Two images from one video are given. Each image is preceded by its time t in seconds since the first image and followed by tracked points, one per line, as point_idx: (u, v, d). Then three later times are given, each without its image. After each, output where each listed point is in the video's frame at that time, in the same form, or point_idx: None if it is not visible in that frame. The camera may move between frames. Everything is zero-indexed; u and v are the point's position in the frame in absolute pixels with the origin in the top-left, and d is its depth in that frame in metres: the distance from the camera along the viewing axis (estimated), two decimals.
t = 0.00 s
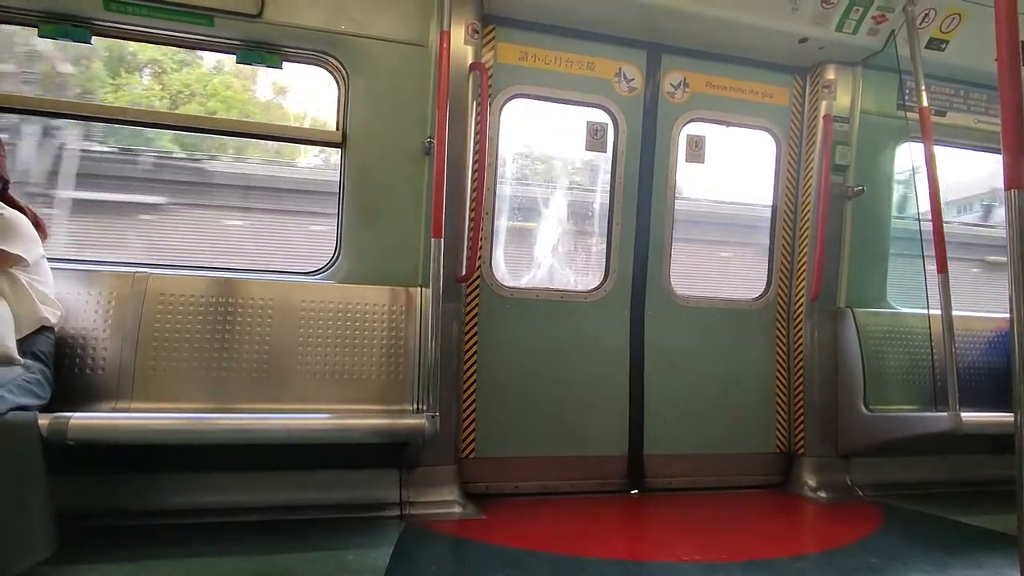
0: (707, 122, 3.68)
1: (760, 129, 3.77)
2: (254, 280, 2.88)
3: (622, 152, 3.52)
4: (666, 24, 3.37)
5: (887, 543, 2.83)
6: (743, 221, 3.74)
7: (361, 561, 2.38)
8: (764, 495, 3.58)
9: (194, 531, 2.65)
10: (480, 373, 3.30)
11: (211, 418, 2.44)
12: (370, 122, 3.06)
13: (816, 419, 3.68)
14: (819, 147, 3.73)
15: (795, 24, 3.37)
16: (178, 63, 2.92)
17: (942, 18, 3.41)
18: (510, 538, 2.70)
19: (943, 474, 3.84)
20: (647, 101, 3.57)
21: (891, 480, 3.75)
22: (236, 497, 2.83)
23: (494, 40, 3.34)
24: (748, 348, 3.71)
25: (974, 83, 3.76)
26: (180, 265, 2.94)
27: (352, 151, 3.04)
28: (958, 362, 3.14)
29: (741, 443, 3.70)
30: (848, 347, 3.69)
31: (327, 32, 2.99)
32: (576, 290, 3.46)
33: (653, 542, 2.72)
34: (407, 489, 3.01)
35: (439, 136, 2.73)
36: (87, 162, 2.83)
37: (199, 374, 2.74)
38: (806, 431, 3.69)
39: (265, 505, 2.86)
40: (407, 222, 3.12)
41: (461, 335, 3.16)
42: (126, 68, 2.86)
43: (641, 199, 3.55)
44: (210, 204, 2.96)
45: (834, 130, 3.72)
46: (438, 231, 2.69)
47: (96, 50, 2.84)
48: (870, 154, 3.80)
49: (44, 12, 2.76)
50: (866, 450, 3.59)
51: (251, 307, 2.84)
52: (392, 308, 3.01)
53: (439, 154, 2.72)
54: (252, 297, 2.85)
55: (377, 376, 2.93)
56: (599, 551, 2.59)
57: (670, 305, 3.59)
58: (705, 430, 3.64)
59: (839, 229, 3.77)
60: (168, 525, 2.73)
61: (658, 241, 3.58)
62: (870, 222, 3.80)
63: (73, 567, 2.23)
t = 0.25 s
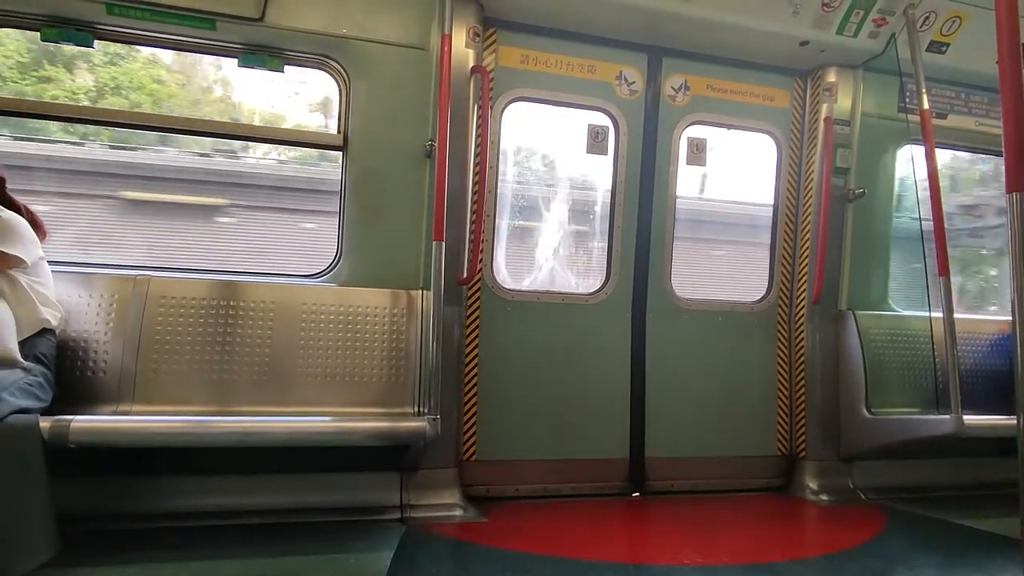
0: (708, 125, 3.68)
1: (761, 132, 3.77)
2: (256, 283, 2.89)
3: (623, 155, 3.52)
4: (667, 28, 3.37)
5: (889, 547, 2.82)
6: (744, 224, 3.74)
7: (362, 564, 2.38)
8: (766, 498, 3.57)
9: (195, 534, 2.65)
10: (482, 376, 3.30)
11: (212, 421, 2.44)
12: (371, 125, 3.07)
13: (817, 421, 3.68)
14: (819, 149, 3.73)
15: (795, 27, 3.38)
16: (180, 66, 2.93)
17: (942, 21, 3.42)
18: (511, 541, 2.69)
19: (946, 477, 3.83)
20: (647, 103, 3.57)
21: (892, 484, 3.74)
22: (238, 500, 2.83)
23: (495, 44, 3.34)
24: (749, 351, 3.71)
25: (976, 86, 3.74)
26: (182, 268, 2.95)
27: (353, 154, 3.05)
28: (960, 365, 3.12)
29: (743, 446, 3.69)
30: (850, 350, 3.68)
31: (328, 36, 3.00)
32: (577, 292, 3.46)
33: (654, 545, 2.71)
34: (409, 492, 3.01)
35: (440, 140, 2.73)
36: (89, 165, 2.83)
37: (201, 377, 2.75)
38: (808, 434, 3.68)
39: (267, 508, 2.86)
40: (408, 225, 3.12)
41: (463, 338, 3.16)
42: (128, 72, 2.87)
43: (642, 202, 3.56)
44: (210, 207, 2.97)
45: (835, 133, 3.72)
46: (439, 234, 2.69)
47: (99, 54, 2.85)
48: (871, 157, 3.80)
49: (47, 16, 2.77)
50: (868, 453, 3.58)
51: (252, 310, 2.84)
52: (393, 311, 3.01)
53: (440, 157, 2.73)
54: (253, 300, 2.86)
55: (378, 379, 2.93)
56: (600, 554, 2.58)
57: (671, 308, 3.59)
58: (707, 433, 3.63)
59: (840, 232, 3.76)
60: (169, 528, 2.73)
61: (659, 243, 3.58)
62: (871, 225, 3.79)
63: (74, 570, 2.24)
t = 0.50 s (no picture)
0: (709, 125, 3.68)
1: (762, 132, 3.77)
2: (257, 283, 2.89)
3: (624, 155, 3.52)
4: (668, 28, 3.37)
5: (890, 547, 2.81)
6: (745, 225, 3.74)
7: (363, 564, 2.39)
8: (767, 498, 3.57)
9: (195, 534, 2.65)
10: (482, 376, 3.30)
11: (214, 421, 2.44)
12: (372, 125, 3.07)
13: (818, 422, 3.67)
14: (820, 149, 3.73)
15: (797, 27, 3.38)
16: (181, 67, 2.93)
17: (944, 21, 3.42)
18: (512, 542, 2.69)
19: (946, 477, 3.82)
20: (648, 104, 3.57)
21: (893, 485, 3.73)
22: (239, 500, 2.84)
23: (496, 44, 3.34)
24: (750, 352, 3.71)
25: (975, 86, 3.75)
26: (184, 268, 2.95)
27: (353, 155, 3.05)
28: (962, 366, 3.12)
29: (744, 446, 3.69)
30: (851, 350, 3.68)
31: (329, 36, 3.00)
32: (577, 292, 3.46)
33: (654, 546, 2.71)
34: (409, 492, 3.01)
35: (442, 140, 2.73)
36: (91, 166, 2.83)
37: (201, 377, 2.75)
38: (808, 434, 3.68)
39: (268, 508, 2.86)
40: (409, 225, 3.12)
41: (463, 339, 3.16)
42: (129, 73, 2.87)
43: (643, 202, 3.56)
44: (211, 207, 2.97)
45: (835, 134, 3.72)
46: (439, 234, 2.69)
47: (100, 55, 2.85)
48: (872, 157, 3.79)
49: (48, 17, 2.77)
50: (869, 453, 3.58)
51: (253, 311, 2.85)
52: (394, 311, 3.01)
53: (441, 157, 2.73)
54: (254, 300, 2.86)
55: (379, 378, 2.93)
56: (601, 555, 2.58)
57: (672, 308, 3.59)
58: (708, 433, 3.63)
59: (841, 233, 3.76)
60: (170, 527, 2.73)
61: (660, 244, 3.58)
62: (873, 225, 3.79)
63: (75, 570, 2.24)
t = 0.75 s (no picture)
0: (710, 125, 3.68)
1: (763, 132, 3.76)
2: (258, 282, 2.89)
3: (626, 155, 3.52)
4: (669, 28, 3.37)
5: (890, 548, 2.81)
6: (746, 224, 3.74)
7: (363, 564, 2.39)
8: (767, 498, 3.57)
9: (196, 533, 2.66)
10: (482, 376, 3.30)
11: (214, 420, 2.44)
12: (373, 125, 3.07)
13: (819, 422, 3.67)
14: (822, 148, 3.72)
15: (798, 27, 3.37)
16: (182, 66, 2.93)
17: (946, 21, 3.41)
18: (512, 541, 2.69)
19: (947, 478, 3.82)
20: (650, 103, 3.57)
21: (894, 485, 3.73)
22: (239, 499, 2.84)
23: (497, 44, 3.34)
24: (751, 351, 3.70)
25: (977, 86, 3.73)
26: (185, 267, 2.94)
27: (355, 154, 3.05)
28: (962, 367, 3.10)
29: (744, 446, 3.69)
30: (852, 350, 3.67)
31: (330, 36, 3.00)
32: (578, 292, 3.46)
33: (655, 546, 2.71)
34: (410, 492, 3.01)
35: (443, 139, 2.74)
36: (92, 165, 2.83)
37: (202, 376, 2.75)
38: (809, 434, 3.68)
39: (268, 507, 2.86)
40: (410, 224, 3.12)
41: (463, 338, 3.16)
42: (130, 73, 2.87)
43: (644, 201, 3.55)
44: (211, 206, 2.95)
45: (836, 133, 3.72)
46: (440, 234, 2.69)
47: (100, 54, 2.85)
48: (874, 157, 3.79)
49: (49, 16, 2.77)
50: (869, 453, 3.57)
51: (254, 310, 2.85)
52: (394, 311, 3.01)
53: (442, 156, 2.73)
54: (255, 299, 2.86)
55: (379, 378, 2.93)
56: (601, 554, 2.58)
57: (673, 307, 3.59)
58: (708, 433, 3.63)
59: (843, 233, 3.76)
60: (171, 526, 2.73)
61: (661, 243, 3.58)
62: (875, 225, 3.78)
63: (75, 569, 2.24)
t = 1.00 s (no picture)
0: (711, 126, 3.68)
1: (764, 133, 3.77)
2: (260, 282, 2.90)
3: (627, 156, 3.52)
4: (670, 29, 3.37)
5: (892, 549, 2.81)
6: (747, 225, 3.73)
7: (364, 564, 2.39)
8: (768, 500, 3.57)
9: (197, 534, 2.65)
10: (483, 377, 3.30)
11: (215, 421, 2.45)
12: (375, 126, 3.07)
13: (820, 423, 3.66)
14: (823, 149, 3.72)
15: (799, 28, 3.37)
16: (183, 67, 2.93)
17: (947, 22, 3.41)
18: (513, 542, 2.69)
19: (948, 479, 3.82)
20: (651, 104, 3.57)
21: (895, 486, 3.73)
22: (240, 499, 2.84)
23: (498, 45, 3.35)
24: (752, 352, 3.70)
25: (977, 87, 3.75)
26: (183, 268, 2.90)
27: (356, 155, 3.05)
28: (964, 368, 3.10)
29: (745, 447, 3.69)
30: (854, 351, 3.67)
31: (332, 37, 3.01)
32: (579, 293, 3.46)
33: (655, 547, 2.71)
34: (411, 492, 3.01)
35: (444, 140, 2.74)
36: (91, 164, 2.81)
37: (203, 377, 2.75)
38: (810, 436, 3.68)
39: (269, 507, 2.87)
40: (412, 225, 3.13)
41: (464, 339, 3.16)
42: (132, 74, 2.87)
43: (645, 202, 3.55)
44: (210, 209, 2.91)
45: (838, 134, 3.72)
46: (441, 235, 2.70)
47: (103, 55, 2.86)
48: (876, 158, 3.78)
49: (51, 17, 2.78)
50: (871, 455, 3.57)
51: (255, 311, 2.85)
52: (395, 311, 3.01)
53: (443, 157, 2.73)
54: (257, 300, 2.86)
55: (380, 378, 2.93)
56: (602, 555, 2.58)
57: (675, 309, 3.59)
58: (709, 434, 3.63)
59: (844, 234, 3.75)
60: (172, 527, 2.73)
61: (661, 244, 3.58)
62: (876, 226, 3.78)
63: (75, 568, 2.24)
